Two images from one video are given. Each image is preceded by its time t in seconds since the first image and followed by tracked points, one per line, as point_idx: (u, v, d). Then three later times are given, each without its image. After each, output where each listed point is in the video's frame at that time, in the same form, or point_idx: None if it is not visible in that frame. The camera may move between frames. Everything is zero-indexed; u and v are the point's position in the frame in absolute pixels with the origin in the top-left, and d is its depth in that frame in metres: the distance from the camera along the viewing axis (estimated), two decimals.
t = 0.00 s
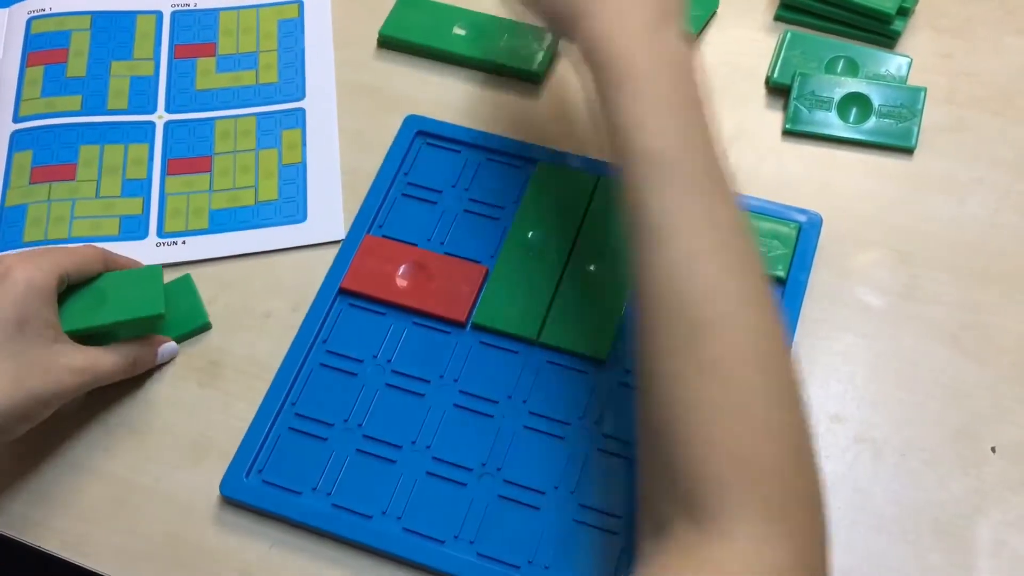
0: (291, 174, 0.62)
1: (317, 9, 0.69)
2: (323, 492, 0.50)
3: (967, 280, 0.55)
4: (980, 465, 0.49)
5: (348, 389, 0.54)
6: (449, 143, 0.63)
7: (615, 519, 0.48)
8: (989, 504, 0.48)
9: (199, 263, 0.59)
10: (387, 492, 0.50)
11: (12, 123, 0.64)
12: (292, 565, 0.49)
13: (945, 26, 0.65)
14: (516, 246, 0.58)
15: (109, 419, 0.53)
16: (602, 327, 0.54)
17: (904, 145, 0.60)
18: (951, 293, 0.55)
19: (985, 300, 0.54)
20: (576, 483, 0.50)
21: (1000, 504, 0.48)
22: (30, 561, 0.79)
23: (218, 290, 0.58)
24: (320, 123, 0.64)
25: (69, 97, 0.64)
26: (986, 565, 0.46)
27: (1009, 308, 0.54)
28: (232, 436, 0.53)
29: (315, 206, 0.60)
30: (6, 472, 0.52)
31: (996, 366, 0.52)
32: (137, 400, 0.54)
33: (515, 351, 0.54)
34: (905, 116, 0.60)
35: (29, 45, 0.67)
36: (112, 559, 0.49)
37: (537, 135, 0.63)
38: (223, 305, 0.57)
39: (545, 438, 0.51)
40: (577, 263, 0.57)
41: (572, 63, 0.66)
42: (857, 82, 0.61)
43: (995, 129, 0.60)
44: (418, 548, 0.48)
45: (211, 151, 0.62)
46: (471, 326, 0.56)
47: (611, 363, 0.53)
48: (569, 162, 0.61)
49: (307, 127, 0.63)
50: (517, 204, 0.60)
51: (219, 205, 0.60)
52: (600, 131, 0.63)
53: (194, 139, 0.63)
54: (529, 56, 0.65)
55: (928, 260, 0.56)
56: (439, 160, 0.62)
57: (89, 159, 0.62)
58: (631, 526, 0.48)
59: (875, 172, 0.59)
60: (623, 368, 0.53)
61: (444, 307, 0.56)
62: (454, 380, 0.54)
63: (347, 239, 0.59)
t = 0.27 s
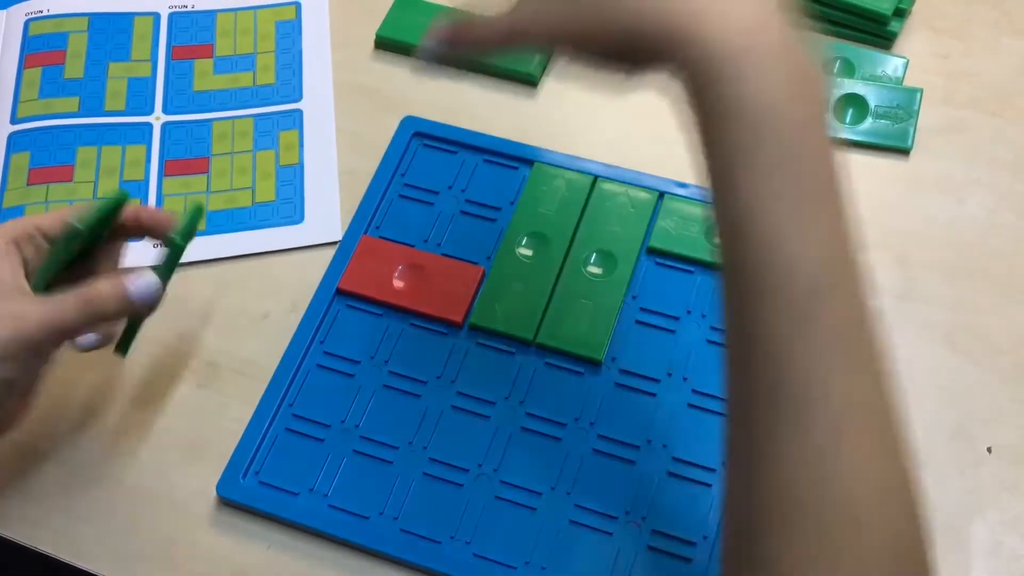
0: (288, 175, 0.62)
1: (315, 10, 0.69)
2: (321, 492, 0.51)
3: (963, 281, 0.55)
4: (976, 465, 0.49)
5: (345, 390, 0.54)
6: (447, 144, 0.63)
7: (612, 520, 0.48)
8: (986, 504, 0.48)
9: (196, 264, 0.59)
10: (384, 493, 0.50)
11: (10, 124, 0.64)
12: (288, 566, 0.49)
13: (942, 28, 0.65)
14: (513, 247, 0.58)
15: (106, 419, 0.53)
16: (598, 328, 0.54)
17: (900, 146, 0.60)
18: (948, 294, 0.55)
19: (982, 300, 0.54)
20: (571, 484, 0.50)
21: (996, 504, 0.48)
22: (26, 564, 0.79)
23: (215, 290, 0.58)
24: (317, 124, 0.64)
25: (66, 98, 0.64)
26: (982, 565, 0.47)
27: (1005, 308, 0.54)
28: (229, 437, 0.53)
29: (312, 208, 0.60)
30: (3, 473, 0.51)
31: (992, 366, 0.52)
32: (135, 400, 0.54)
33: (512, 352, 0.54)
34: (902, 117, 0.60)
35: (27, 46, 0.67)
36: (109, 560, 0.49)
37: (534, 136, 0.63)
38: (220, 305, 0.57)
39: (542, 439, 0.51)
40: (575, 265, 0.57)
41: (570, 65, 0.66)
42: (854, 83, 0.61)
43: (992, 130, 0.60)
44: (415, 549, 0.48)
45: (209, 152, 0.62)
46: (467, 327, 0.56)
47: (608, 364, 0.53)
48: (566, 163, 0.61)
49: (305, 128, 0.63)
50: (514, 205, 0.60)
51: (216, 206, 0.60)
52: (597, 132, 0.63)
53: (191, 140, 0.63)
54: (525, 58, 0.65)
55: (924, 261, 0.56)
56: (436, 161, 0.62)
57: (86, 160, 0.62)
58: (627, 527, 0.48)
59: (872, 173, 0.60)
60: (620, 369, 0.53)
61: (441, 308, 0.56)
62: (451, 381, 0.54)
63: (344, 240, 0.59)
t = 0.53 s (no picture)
0: (288, 176, 0.62)
1: (314, 10, 0.69)
2: (320, 492, 0.50)
3: (962, 281, 0.55)
4: (975, 465, 0.49)
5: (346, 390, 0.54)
6: (447, 144, 0.63)
7: (612, 519, 0.48)
8: (985, 504, 0.48)
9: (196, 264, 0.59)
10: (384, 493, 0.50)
11: (10, 124, 0.64)
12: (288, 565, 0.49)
13: (941, 28, 0.65)
14: (513, 247, 0.58)
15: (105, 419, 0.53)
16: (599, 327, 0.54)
17: (900, 146, 0.60)
18: (947, 294, 0.55)
19: (981, 301, 0.54)
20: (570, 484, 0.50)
21: (996, 504, 0.48)
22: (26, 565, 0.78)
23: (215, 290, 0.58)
24: (317, 125, 0.64)
25: (67, 99, 0.64)
26: (981, 564, 0.47)
27: (1005, 308, 0.54)
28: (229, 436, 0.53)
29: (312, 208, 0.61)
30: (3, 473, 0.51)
31: (992, 366, 0.52)
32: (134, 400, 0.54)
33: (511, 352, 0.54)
34: (901, 118, 0.60)
35: (28, 47, 0.67)
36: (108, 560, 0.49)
37: (534, 136, 0.63)
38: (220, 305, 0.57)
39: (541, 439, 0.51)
40: (575, 265, 0.57)
41: (569, 65, 0.66)
42: (854, 83, 0.62)
43: (992, 131, 0.61)
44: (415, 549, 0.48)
45: (209, 152, 0.62)
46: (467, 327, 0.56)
47: (607, 363, 0.53)
48: (565, 163, 0.61)
49: (305, 128, 0.64)
50: (513, 206, 0.60)
51: (216, 206, 0.61)
52: (596, 132, 0.63)
53: (192, 140, 0.63)
54: (524, 58, 0.65)
55: (924, 261, 0.56)
56: (436, 162, 0.62)
57: (87, 160, 0.62)
58: (627, 526, 0.48)
59: (871, 173, 0.60)
60: (619, 369, 0.53)
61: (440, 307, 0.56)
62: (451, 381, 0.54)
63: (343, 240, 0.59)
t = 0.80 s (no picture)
0: (291, 175, 0.62)
1: (317, 10, 0.69)
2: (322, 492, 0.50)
3: (964, 281, 0.55)
4: (978, 465, 0.49)
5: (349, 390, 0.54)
6: (449, 144, 0.63)
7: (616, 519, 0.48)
8: (987, 504, 0.48)
9: (199, 263, 0.59)
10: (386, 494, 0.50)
11: (13, 123, 0.64)
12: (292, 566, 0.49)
13: (943, 29, 0.65)
14: (516, 247, 0.58)
15: (108, 417, 0.53)
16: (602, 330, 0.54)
17: (902, 147, 0.60)
18: (950, 294, 0.55)
19: (984, 301, 0.54)
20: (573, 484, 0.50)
21: (998, 504, 0.48)
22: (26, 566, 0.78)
23: (218, 290, 0.58)
24: (320, 125, 0.64)
25: (69, 98, 0.64)
26: (984, 564, 0.47)
27: (1006, 308, 0.54)
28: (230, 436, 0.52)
29: (315, 207, 0.61)
30: (5, 471, 0.51)
31: (994, 367, 0.52)
32: (138, 398, 0.54)
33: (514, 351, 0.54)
34: (904, 118, 0.60)
35: (30, 46, 0.67)
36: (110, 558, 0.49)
37: (536, 136, 0.63)
38: (222, 304, 0.57)
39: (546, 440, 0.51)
40: (579, 265, 0.57)
41: (572, 65, 0.66)
42: (856, 83, 0.62)
43: (994, 131, 0.61)
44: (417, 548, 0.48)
45: (212, 152, 0.63)
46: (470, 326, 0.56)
47: (610, 363, 0.53)
48: (568, 163, 0.61)
49: (308, 128, 0.64)
50: (516, 205, 0.60)
51: (220, 205, 0.61)
52: (599, 132, 0.63)
53: (194, 140, 0.63)
54: (527, 58, 0.65)
55: (925, 261, 0.56)
56: (439, 162, 0.62)
57: (89, 159, 0.62)
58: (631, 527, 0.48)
59: (873, 173, 0.60)
60: (622, 368, 0.53)
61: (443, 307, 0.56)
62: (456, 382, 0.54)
63: (346, 239, 0.59)
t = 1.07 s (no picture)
0: (296, 175, 0.62)
1: (322, 10, 0.69)
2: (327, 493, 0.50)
3: (969, 282, 0.55)
4: (983, 466, 0.49)
5: (354, 390, 0.54)
6: (454, 144, 0.63)
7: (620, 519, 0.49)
8: (992, 505, 0.48)
9: (204, 263, 0.59)
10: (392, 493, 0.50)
11: (18, 123, 0.64)
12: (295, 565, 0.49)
13: (948, 30, 0.65)
14: (521, 248, 0.58)
15: (113, 417, 0.53)
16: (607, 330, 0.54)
17: (907, 148, 0.60)
18: (955, 295, 0.55)
19: (989, 302, 0.55)
20: (579, 484, 0.50)
21: (1003, 505, 0.48)
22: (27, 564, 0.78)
23: (223, 290, 0.58)
24: (325, 125, 0.64)
25: (74, 97, 0.64)
26: (989, 565, 0.47)
27: (1011, 309, 0.54)
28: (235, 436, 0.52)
29: (320, 207, 0.61)
30: (10, 470, 0.51)
31: (999, 368, 0.52)
32: (142, 398, 0.54)
33: (520, 352, 0.54)
34: (909, 119, 0.61)
35: (35, 45, 0.67)
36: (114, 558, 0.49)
37: (541, 137, 0.63)
38: (227, 304, 0.57)
39: (552, 440, 0.51)
40: (585, 265, 0.57)
41: (576, 65, 0.66)
42: (861, 84, 0.62)
43: (998, 132, 0.61)
44: (423, 548, 0.49)
45: (217, 151, 0.63)
46: (475, 326, 0.56)
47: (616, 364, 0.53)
48: (573, 164, 0.61)
49: (313, 128, 0.64)
50: (521, 206, 0.60)
51: (225, 205, 0.61)
52: (604, 132, 0.63)
53: (199, 140, 0.63)
54: (532, 58, 0.65)
55: (930, 262, 0.56)
56: (444, 162, 0.62)
57: (94, 159, 0.62)
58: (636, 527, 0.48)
59: (878, 174, 0.60)
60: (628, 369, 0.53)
61: (449, 307, 0.56)
62: (460, 380, 0.54)
63: (351, 239, 0.59)
